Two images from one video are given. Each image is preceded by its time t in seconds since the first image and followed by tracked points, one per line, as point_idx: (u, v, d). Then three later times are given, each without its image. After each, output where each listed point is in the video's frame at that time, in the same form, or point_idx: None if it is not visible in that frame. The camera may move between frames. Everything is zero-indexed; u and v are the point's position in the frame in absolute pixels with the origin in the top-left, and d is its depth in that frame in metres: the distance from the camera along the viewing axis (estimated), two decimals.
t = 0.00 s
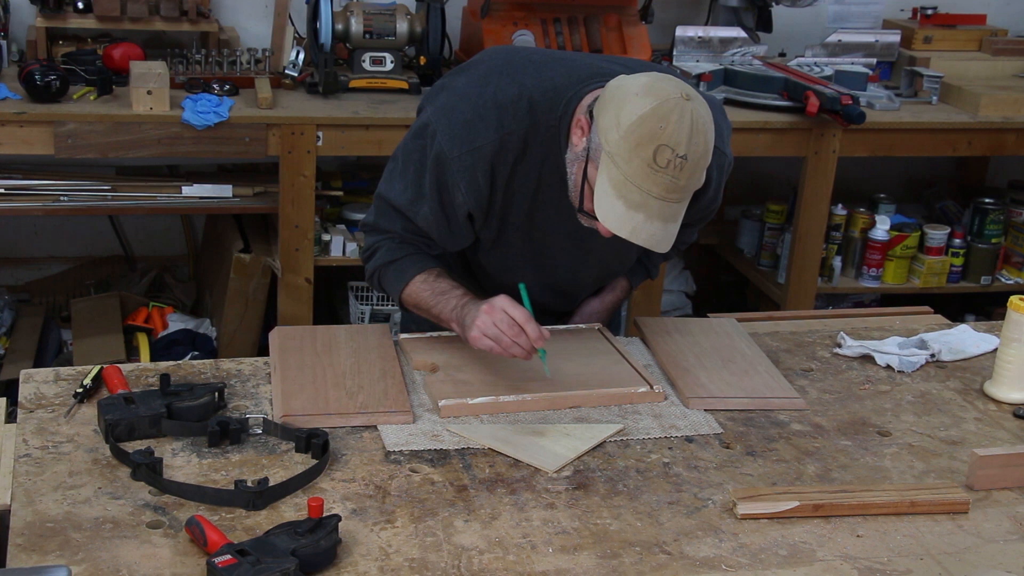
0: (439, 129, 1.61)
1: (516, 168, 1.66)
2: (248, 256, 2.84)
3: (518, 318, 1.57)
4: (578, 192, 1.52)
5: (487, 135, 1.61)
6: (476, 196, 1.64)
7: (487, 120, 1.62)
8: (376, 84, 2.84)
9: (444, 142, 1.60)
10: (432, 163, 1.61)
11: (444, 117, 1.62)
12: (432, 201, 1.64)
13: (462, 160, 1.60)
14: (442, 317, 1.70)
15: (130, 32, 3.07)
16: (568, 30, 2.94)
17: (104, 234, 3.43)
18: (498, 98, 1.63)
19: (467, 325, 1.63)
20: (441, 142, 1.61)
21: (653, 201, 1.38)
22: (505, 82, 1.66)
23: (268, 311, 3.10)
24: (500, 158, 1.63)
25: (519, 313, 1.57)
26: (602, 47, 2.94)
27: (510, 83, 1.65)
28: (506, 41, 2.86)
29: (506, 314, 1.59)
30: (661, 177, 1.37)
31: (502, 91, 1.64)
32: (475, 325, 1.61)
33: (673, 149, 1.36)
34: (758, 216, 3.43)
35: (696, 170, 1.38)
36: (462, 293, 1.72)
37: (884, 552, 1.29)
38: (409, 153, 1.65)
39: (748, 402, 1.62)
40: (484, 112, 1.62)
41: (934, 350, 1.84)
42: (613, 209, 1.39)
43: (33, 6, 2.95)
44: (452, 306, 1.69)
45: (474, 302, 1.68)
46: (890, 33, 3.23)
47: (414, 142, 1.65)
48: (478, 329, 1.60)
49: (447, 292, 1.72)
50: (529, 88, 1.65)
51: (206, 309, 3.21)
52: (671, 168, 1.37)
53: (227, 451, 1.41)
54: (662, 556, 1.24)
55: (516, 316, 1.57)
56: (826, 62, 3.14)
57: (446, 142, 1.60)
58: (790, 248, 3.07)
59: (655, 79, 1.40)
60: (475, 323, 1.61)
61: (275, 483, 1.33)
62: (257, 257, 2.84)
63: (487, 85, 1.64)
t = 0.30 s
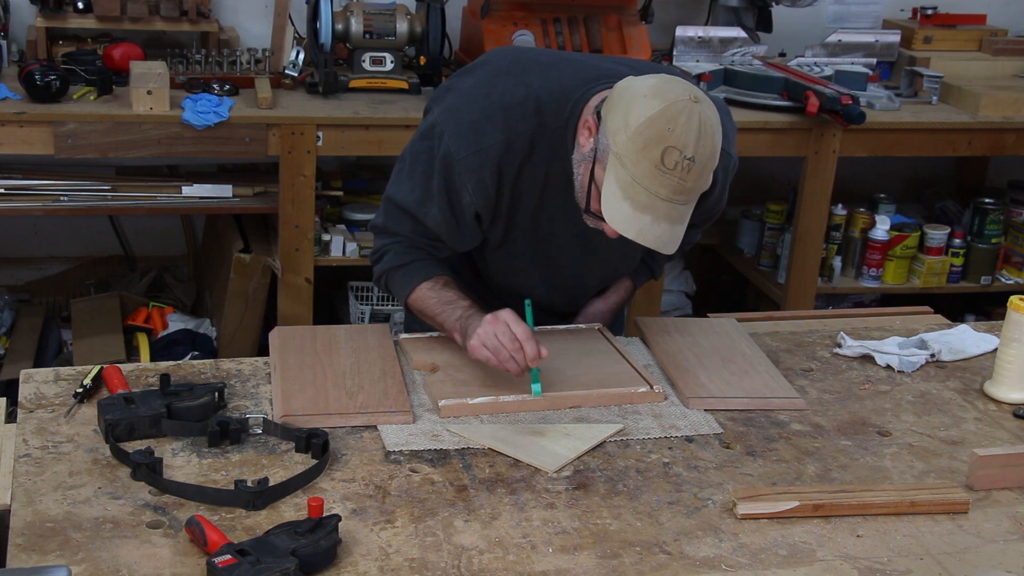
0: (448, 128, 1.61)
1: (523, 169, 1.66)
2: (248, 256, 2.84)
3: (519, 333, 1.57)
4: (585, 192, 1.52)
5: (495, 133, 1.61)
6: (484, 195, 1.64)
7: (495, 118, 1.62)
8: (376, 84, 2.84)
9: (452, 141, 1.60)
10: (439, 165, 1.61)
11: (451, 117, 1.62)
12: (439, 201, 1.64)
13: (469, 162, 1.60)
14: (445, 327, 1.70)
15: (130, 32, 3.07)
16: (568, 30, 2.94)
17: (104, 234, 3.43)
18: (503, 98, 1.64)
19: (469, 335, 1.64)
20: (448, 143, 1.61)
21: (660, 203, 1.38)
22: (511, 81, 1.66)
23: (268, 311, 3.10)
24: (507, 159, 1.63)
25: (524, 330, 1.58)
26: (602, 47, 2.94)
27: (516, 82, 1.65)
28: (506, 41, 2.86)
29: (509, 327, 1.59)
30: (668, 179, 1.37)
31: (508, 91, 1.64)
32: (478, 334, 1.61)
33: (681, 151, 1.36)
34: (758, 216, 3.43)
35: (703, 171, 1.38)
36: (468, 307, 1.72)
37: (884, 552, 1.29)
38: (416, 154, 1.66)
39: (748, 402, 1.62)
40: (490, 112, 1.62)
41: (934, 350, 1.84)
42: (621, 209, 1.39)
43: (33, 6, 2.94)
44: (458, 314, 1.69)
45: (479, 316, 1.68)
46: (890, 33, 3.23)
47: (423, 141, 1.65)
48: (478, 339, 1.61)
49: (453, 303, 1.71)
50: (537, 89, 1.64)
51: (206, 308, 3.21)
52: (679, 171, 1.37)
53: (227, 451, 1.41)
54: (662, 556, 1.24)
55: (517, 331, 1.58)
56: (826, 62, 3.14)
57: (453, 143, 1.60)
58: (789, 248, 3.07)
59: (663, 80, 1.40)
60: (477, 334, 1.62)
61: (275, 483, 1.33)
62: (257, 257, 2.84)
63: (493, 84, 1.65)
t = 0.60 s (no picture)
0: (452, 130, 1.61)
1: (527, 168, 1.67)
2: (248, 256, 2.84)
3: (535, 336, 1.57)
4: (589, 192, 1.52)
5: (498, 132, 1.61)
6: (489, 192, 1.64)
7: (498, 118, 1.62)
8: (376, 84, 2.84)
9: (456, 141, 1.60)
10: (443, 165, 1.62)
11: (454, 116, 1.62)
12: (444, 202, 1.64)
13: (473, 161, 1.61)
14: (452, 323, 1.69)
15: (130, 32, 3.07)
16: (567, 30, 2.94)
17: (104, 234, 3.43)
18: (507, 97, 1.64)
19: (480, 334, 1.62)
20: (452, 143, 1.61)
21: (666, 204, 1.38)
22: (514, 80, 1.66)
23: (268, 311, 3.10)
24: (511, 159, 1.64)
25: (542, 335, 1.58)
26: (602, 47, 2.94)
27: (519, 82, 1.65)
28: (506, 41, 2.86)
29: (524, 329, 1.59)
30: (673, 179, 1.37)
31: (511, 89, 1.64)
32: (490, 334, 1.60)
33: (687, 152, 1.36)
34: (758, 216, 3.43)
35: (708, 173, 1.38)
36: (474, 302, 1.71)
37: (884, 552, 1.29)
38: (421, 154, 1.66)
39: (748, 402, 1.62)
40: (493, 112, 1.62)
41: (934, 350, 1.84)
42: (627, 210, 1.39)
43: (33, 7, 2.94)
44: (466, 311, 1.68)
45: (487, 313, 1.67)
46: (890, 33, 3.23)
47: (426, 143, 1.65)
48: (492, 340, 1.59)
49: (460, 299, 1.70)
50: (541, 89, 1.65)
51: (206, 308, 3.21)
52: (684, 171, 1.37)
53: (227, 451, 1.40)
54: (662, 556, 1.24)
55: (534, 335, 1.57)
56: (826, 63, 3.14)
57: (458, 143, 1.60)
58: (789, 248, 3.07)
59: (668, 81, 1.40)
60: (489, 334, 1.60)
61: (275, 483, 1.33)
62: (257, 257, 2.84)
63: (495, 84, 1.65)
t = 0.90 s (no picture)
0: (372, 124, 1.51)
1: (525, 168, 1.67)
2: (248, 256, 2.84)
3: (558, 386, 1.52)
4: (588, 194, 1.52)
5: (418, 118, 1.55)
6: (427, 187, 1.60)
7: (415, 99, 1.55)
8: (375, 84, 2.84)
9: (383, 138, 1.51)
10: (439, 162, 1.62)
11: (367, 103, 1.51)
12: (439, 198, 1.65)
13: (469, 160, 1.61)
14: (460, 317, 1.53)
15: (130, 32, 3.07)
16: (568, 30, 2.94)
17: (104, 234, 3.43)
18: (421, 73, 1.56)
19: (501, 353, 1.49)
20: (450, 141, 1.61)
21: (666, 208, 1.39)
22: (422, 44, 1.56)
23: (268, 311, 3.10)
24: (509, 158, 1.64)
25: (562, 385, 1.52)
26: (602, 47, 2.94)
27: (426, 45, 1.57)
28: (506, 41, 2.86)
29: (548, 378, 1.50)
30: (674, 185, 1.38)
31: (423, 62, 1.56)
32: (512, 367, 1.48)
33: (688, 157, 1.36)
34: (758, 216, 3.43)
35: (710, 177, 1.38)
36: (491, 300, 1.55)
37: (884, 552, 1.29)
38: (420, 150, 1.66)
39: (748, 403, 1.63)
40: (406, 93, 1.53)
41: (934, 350, 1.84)
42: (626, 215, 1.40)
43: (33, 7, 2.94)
44: (488, 318, 1.52)
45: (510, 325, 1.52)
46: (890, 33, 3.23)
47: (340, 131, 1.55)
48: (514, 372, 1.48)
49: (474, 294, 1.54)
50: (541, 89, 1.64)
51: (206, 309, 3.21)
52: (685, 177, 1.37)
53: (227, 451, 1.40)
54: (662, 556, 1.24)
55: (557, 385, 1.51)
56: (826, 63, 3.14)
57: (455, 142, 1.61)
58: (789, 248, 3.07)
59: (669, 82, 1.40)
60: (513, 364, 1.48)
61: (275, 483, 1.33)
62: (257, 257, 2.85)
63: (401, 51, 1.54)
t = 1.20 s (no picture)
0: (372, 112, 1.50)
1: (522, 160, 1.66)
2: (248, 256, 2.84)
3: (547, 373, 1.51)
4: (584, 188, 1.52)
5: (417, 108, 1.54)
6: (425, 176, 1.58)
7: (415, 89, 1.54)
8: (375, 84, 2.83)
9: (381, 128, 1.50)
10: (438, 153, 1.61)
11: (368, 92, 1.50)
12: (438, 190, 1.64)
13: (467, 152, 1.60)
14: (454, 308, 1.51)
15: (130, 32, 3.07)
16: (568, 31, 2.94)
17: (104, 234, 3.43)
18: (421, 64, 1.56)
19: (494, 341, 1.50)
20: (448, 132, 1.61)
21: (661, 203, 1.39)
22: (424, 36, 1.56)
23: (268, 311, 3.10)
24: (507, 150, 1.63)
25: (554, 373, 1.51)
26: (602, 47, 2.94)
27: (427, 37, 1.57)
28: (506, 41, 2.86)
29: (537, 368, 1.50)
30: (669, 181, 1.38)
31: (423, 53, 1.56)
32: (497, 359, 1.49)
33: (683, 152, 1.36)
34: (757, 216, 3.43)
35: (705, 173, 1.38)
36: (484, 287, 1.51)
37: (884, 552, 1.29)
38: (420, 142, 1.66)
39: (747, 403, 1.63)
40: (407, 83, 1.53)
41: (934, 350, 1.84)
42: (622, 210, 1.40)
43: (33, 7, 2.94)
44: (479, 307, 1.50)
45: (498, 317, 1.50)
46: (890, 33, 3.23)
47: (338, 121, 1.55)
48: (501, 362, 1.49)
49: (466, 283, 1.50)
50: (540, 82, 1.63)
51: (206, 309, 3.21)
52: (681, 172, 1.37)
53: (227, 451, 1.40)
54: (662, 556, 1.24)
55: (544, 374, 1.51)
56: (826, 63, 3.14)
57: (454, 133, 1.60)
58: (789, 248, 3.07)
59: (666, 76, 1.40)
60: (501, 355, 1.49)
61: (275, 483, 1.33)
62: (257, 257, 2.85)
63: (403, 42, 1.53)
